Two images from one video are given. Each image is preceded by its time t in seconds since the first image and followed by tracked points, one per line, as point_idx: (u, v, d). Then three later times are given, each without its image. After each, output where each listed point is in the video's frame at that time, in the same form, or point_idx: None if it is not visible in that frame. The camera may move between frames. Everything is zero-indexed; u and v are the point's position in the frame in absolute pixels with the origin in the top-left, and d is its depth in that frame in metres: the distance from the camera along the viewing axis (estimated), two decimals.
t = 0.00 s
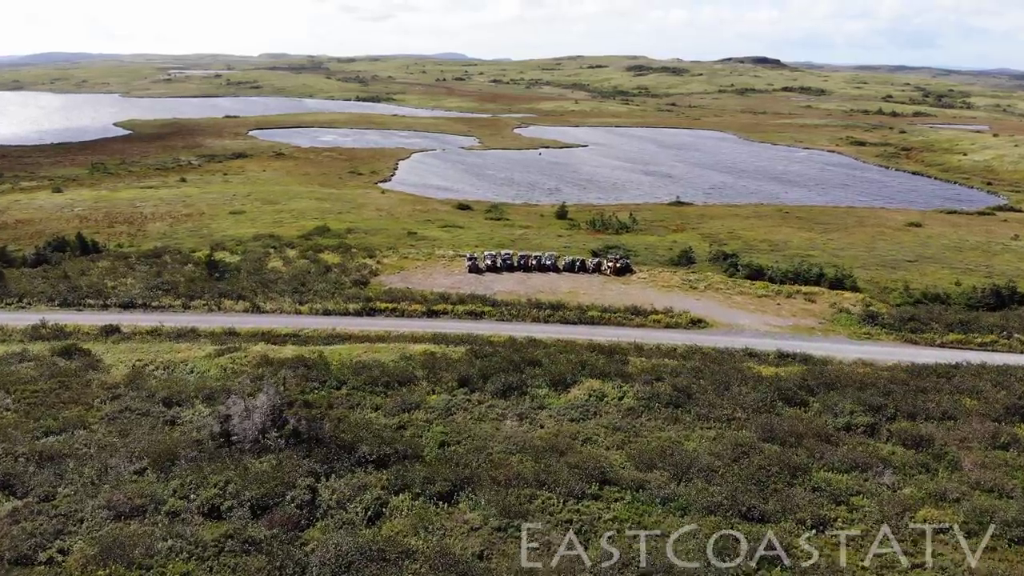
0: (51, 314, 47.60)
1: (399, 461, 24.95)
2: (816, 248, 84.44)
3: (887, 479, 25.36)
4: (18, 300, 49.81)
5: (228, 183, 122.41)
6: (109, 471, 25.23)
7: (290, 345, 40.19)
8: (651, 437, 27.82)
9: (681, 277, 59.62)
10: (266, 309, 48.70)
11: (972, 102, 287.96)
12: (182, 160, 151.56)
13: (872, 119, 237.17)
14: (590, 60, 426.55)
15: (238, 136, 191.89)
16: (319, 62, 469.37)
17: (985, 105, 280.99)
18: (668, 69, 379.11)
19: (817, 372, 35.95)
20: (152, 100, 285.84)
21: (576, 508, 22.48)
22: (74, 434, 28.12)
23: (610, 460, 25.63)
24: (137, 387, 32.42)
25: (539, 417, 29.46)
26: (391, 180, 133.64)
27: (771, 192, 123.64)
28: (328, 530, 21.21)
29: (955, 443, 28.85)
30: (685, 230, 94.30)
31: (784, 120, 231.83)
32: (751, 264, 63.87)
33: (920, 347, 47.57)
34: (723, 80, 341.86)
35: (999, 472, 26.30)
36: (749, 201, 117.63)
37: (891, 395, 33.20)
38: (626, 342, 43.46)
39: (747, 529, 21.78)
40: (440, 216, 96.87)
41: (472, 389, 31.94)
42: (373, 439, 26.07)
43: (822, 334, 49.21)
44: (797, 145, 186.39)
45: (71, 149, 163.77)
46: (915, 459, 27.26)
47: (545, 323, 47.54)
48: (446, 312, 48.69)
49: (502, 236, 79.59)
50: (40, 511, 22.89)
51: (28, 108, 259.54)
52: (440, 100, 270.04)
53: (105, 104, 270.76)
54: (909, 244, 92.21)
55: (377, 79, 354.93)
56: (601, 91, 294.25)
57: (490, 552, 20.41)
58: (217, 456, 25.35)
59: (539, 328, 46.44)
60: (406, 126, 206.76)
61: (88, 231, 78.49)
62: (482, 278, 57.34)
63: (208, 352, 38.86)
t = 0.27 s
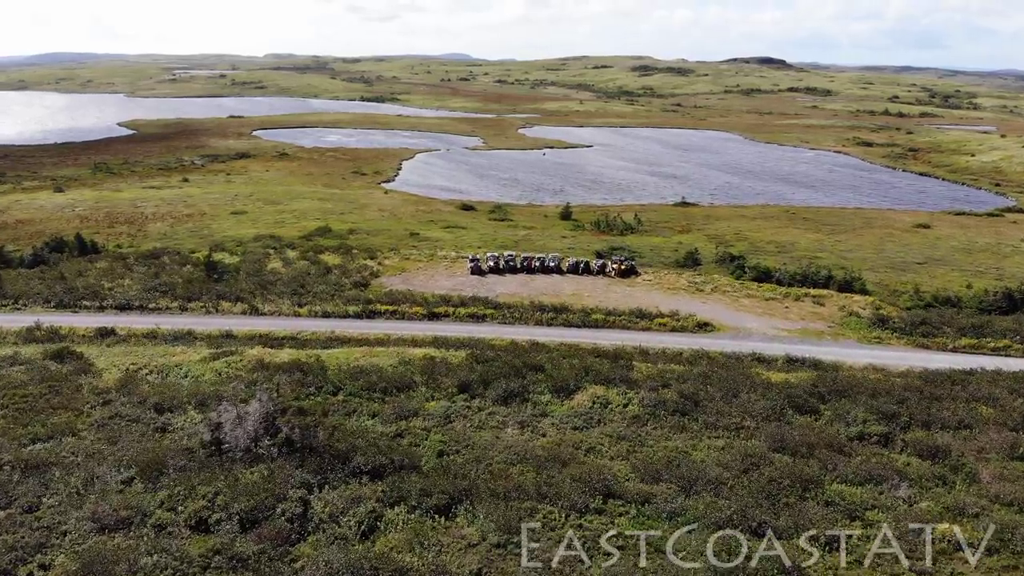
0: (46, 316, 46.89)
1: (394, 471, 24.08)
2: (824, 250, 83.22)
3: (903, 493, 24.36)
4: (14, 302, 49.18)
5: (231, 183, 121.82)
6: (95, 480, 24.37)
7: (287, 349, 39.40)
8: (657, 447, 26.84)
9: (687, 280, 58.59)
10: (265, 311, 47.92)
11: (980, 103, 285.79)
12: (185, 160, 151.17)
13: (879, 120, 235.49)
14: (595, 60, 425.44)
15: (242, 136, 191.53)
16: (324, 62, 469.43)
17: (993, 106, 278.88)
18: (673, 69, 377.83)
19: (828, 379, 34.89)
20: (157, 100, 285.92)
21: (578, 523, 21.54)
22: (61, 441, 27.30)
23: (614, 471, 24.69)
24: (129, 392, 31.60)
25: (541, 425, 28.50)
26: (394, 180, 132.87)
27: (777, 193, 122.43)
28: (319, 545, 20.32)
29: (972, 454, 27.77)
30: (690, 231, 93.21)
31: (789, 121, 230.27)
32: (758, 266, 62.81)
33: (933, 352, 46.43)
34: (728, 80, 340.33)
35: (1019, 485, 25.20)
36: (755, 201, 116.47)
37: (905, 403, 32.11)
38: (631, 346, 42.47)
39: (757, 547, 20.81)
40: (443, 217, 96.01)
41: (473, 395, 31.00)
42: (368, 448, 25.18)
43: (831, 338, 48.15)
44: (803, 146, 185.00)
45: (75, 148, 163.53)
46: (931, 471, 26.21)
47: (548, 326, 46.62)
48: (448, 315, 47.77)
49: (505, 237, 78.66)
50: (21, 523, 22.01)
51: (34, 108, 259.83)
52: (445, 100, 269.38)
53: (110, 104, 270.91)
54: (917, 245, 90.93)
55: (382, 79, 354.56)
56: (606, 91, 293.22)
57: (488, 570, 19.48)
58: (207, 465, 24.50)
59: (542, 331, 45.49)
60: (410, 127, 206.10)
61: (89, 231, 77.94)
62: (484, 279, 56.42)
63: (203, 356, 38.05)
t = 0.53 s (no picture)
0: (42, 317, 46.21)
1: (389, 485, 23.07)
2: (834, 252, 81.79)
3: (924, 510, 23.11)
4: (10, 303, 48.46)
5: (235, 183, 121.23)
6: (79, 492, 23.41)
7: (284, 353, 38.43)
8: (665, 459, 25.69)
9: (696, 282, 57.29)
10: (263, 313, 47.03)
11: (991, 104, 282.72)
12: (190, 160, 150.67)
13: (888, 120, 233.11)
14: (602, 60, 424.01)
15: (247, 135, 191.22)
16: (332, 62, 470.06)
17: (1004, 106, 275.86)
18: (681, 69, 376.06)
19: (843, 386, 33.55)
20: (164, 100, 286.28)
21: (581, 542, 20.43)
22: (46, 449, 26.39)
23: (620, 485, 23.56)
24: (119, 398, 30.74)
25: (543, 435, 27.36)
26: (399, 180, 132.03)
27: (787, 194, 120.84)
28: (309, 565, 19.28)
29: (996, 467, 26.43)
30: (698, 232, 91.87)
31: (798, 121, 228.17)
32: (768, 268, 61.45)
33: (949, 359, 44.96)
34: (736, 80, 338.25)
35: None
36: (764, 202, 114.95)
37: (925, 413, 30.75)
38: (639, 351, 41.24)
39: (771, 570, 19.66)
40: (448, 217, 95.03)
41: (474, 403, 29.89)
42: (363, 460, 24.20)
43: (844, 343, 46.77)
44: (812, 146, 183.05)
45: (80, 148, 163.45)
46: (954, 486, 24.92)
47: (552, 329, 45.46)
48: (450, 317, 46.67)
49: (511, 238, 77.52)
50: None
51: (41, 108, 260.12)
52: (451, 100, 268.61)
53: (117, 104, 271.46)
54: (930, 247, 89.26)
55: (388, 79, 354.27)
56: (613, 91, 291.57)
57: None
58: (194, 477, 23.52)
59: (546, 334, 44.32)
60: (416, 126, 205.19)
61: (90, 231, 77.42)
62: (488, 281, 55.31)
63: (198, 359, 37.17)
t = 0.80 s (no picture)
0: (39, 319, 45.67)
1: (384, 498, 22.18)
2: (843, 253, 80.55)
3: (945, 527, 22.00)
4: (6, 305, 47.95)
5: (239, 183, 120.78)
6: (63, 503, 22.56)
7: (281, 357, 37.60)
8: (673, 471, 24.69)
9: (703, 285, 56.14)
10: (262, 315, 46.28)
11: (1001, 104, 280.11)
12: (195, 160, 150.33)
13: (897, 120, 231.03)
14: (608, 59, 422.83)
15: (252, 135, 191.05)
16: (338, 62, 470.38)
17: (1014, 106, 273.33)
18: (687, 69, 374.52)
19: (857, 394, 32.38)
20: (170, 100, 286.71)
21: (583, 562, 19.48)
22: (32, 458, 25.60)
23: (625, 499, 22.58)
24: (110, 404, 30.00)
25: (546, 445, 26.38)
26: (404, 180, 131.30)
27: (795, 194, 119.41)
28: None
29: (1018, 480, 25.24)
30: (705, 233, 90.74)
31: (806, 121, 226.32)
32: (777, 270, 60.23)
33: (965, 364, 43.66)
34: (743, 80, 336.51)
35: None
36: (771, 203, 113.66)
37: (942, 422, 29.55)
38: (645, 356, 40.15)
39: None
40: (452, 218, 94.22)
41: (474, 410, 28.93)
42: (358, 472, 23.33)
43: (856, 347, 45.55)
44: (820, 146, 181.32)
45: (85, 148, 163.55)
46: (975, 500, 23.78)
47: (556, 333, 44.40)
48: (452, 320, 45.69)
49: (515, 239, 76.48)
50: None
51: (48, 108, 260.67)
52: (457, 100, 267.92)
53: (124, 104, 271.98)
54: (940, 249, 87.86)
55: (394, 79, 353.95)
56: (619, 91, 290.12)
57: None
58: (182, 489, 22.68)
59: (549, 338, 43.25)
60: (421, 126, 204.37)
61: (91, 232, 77.02)
62: (491, 283, 54.31)
63: (193, 364, 36.43)
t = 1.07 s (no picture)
0: (32, 321, 45.04)
1: (376, 515, 21.13)
2: (853, 255, 79.04)
3: (969, 548, 20.75)
4: None
5: (242, 182, 120.15)
6: (40, 516, 21.59)
7: (277, 361, 36.67)
8: (680, 485, 23.53)
9: (711, 287, 54.80)
10: (258, 317, 45.37)
11: (1012, 104, 277.16)
12: (198, 160, 149.84)
13: (906, 120, 228.67)
14: (615, 59, 421.27)
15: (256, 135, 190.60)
16: (344, 62, 470.37)
17: None
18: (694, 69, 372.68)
19: (872, 402, 31.01)
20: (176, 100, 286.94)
21: None
22: (13, 468, 24.73)
23: (630, 516, 21.50)
24: (96, 412, 29.19)
25: (547, 456, 25.23)
26: (408, 180, 130.39)
27: (803, 195, 117.84)
28: None
29: None
30: (712, 234, 89.39)
31: (814, 121, 224.24)
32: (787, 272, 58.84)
33: (982, 370, 42.15)
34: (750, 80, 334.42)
35: None
36: (779, 203, 112.13)
37: (964, 433, 28.15)
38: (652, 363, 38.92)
39: None
40: (455, 218, 93.16)
41: (473, 419, 27.76)
42: (349, 486, 22.30)
43: (869, 352, 44.15)
44: (828, 146, 179.47)
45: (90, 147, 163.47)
46: (1001, 518, 22.44)
47: (560, 337, 43.16)
48: (453, 323, 44.51)
49: (519, 240, 75.34)
50: None
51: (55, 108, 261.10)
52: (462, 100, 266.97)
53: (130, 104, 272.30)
54: (952, 251, 86.20)
55: (400, 79, 353.41)
56: (625, 91, 288.55)
57: None
58: (165, 504, 21.73)
59: (553, 343, 42.01)
60: (426, 126, 203.43)
61: (91, 232, 76.45)
62: (494, 285, 53.16)
63: (185, 369, 35.56)
